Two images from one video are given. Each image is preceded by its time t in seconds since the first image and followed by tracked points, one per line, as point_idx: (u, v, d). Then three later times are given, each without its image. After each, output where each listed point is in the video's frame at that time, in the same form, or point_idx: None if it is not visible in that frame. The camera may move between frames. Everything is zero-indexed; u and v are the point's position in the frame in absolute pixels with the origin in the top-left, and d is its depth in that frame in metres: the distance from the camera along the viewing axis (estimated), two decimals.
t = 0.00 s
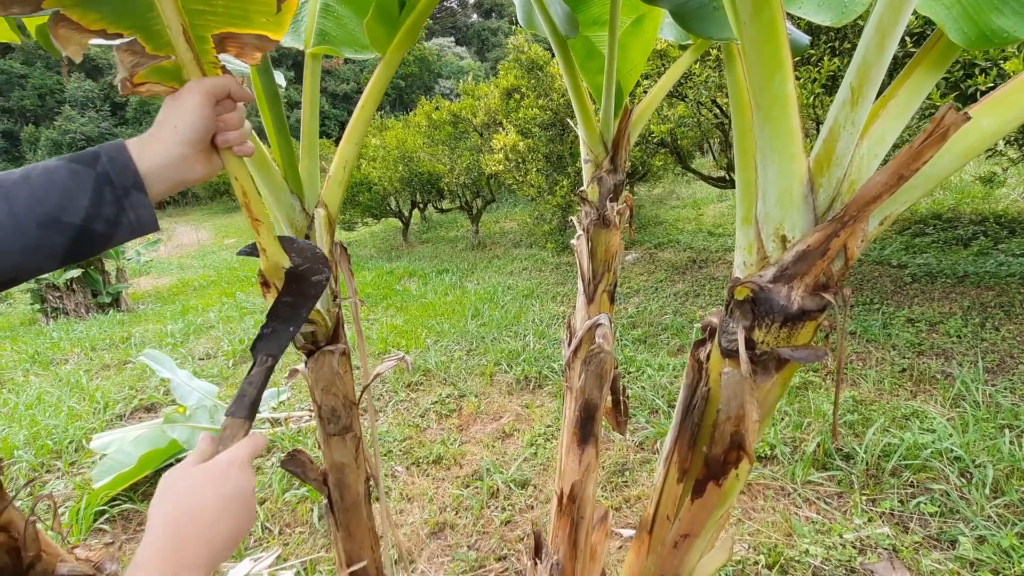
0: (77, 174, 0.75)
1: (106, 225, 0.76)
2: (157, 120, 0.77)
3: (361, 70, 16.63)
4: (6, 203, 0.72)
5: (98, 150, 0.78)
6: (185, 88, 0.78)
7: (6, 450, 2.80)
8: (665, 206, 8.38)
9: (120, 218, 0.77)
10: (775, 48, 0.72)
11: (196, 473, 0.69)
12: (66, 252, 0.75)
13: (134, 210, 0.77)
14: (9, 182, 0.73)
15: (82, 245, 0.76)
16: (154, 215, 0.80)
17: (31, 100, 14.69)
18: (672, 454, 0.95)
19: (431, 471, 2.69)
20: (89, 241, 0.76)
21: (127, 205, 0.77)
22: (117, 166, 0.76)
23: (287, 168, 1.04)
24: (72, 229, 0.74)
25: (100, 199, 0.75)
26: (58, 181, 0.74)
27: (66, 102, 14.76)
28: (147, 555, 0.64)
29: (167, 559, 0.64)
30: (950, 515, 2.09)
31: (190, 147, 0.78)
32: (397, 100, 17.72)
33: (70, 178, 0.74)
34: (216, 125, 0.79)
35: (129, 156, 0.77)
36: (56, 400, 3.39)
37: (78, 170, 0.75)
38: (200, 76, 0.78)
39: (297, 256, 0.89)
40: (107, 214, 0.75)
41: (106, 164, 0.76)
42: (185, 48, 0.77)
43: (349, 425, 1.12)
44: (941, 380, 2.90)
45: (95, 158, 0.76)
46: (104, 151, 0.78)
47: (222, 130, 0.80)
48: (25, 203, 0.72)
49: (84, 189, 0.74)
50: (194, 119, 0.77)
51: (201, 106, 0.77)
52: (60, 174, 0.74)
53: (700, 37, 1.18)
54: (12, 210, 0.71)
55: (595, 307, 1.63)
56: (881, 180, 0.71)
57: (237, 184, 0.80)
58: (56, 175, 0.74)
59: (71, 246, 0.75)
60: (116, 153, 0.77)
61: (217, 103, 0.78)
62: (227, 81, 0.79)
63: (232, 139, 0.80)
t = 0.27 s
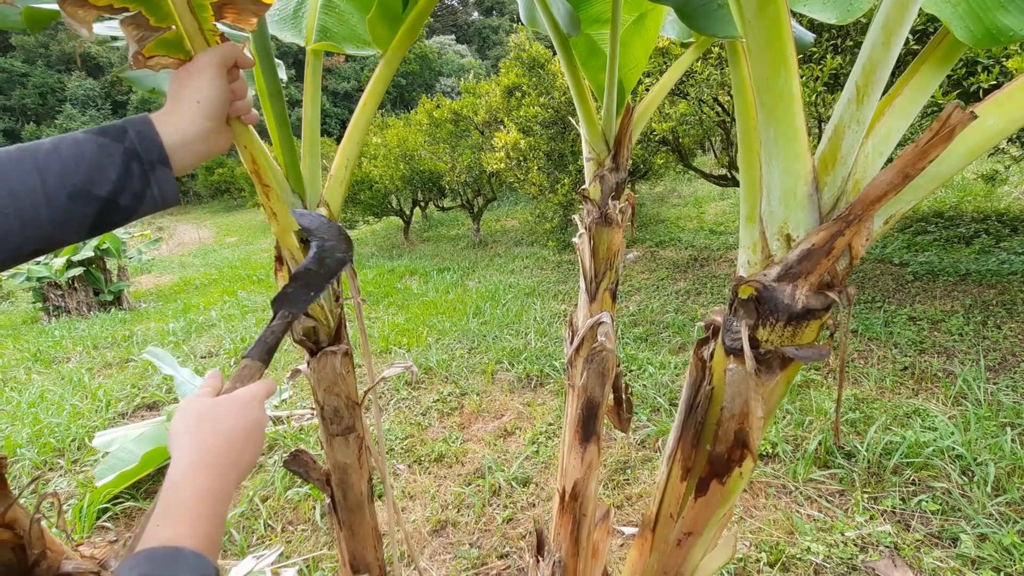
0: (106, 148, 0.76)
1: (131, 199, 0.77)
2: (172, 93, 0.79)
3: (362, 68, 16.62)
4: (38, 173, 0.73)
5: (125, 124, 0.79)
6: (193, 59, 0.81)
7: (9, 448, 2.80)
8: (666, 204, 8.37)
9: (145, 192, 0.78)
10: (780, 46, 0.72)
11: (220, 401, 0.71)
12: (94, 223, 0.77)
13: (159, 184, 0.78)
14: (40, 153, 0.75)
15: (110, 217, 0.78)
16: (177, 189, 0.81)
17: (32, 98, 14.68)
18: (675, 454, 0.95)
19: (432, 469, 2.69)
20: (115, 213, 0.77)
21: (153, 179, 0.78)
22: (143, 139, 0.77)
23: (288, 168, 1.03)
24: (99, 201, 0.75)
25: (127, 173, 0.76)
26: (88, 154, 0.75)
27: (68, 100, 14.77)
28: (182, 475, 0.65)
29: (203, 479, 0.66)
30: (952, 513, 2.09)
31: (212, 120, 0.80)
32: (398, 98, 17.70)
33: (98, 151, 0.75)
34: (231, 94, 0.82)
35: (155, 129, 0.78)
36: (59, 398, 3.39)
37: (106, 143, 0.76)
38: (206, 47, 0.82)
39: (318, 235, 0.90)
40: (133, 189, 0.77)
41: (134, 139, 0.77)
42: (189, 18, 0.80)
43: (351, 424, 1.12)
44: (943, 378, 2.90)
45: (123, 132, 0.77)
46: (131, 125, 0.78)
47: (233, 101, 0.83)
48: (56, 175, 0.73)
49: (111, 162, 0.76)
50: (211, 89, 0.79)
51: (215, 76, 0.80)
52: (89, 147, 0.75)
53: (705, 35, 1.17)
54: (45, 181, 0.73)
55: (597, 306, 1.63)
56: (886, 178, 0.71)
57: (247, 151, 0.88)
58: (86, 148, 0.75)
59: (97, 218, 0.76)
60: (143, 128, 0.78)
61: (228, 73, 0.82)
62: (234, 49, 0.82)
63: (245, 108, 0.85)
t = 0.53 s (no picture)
0: (120, 145, 0.76)
1: (145, 196, 0.78)
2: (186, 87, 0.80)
3: (363, 66, 16.62)
4: (54, 170, 0.73)
5: (138, 121, 0.79)
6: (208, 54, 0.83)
7: (13, 446, 2.82)
8: (668, 202, 8.36)
9: (158, 188, 0.78)
10: (786, 43, 0.72)
11: (283, 406, 0.76)
12: (107, 219, 0.78)
13: (172, 181, 0.79)
14: (55, 149, 0.75)
15: (123, 213, 0.78)
16: (189, 186, 0.82)
17: (35, 97, 14.70)
18: (678, 452, 0.95)
19: (435, 467, 2.70)
20: (128, 210, 0.78)
21: (166, 176, 0.78)
22: (157, 137, 0.78)
23: (292, 167, 1.03)
24: (114, 198, 0.76)
25: (141, 170, 0.77)
26: (102, 150, 0.75)
27: (70, 99, 14.79)
28: (242, 471, 0.69)
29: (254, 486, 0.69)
30: (954, 511, 2.09)
31: (226, 118, 0.81)
32: (399, 96, 17.70)
33: (112, 147, 0.75)
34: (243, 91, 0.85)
35: (169, 127, 0.78)
36: (62, 397, 3.41)
37: (120, 140, 0.76)
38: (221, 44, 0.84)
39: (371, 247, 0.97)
40: (147, 186, 0.77)
41: (147, 136, 0.77)
42: (205, 15, 0.81)
43: (355, 422, 1.12)
44: (946, 376, 2.90)
45: (137, 129, 0.77)
46: (144, 122, 0.79)
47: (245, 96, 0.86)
48: (72, 171, 0.74)
49: (125, 159, 0.76)
50: (227, 88, 0.81)
51: (231, 75, 0.81)
52: (103, 144, 0.75)
53: (709, 33, 1.17)
54: (61, 178, 0.73)
55: (600, 304, 1.63)
56: (891, 176, 0.72)
57: (256, 148, 0.91)
58: (100, 145, 0.75)
59: (112, 214, 0.77)
60: (157, 125, 0.78)
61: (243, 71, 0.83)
62: (249, 48, 0.83)
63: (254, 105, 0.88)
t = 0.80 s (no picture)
0: (103, 135, 0.76)
1: (128, 186, 0.78)
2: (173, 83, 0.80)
3: (365, 65, 16.61)
4: (37, 159, 0.73)
5: (122, 110, 0.78)
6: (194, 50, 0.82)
7: (17, 444, 2.83)
8: (670, 200, 8.35)
9: (141, 179, 0.78)
10: (791, 39, 0.72)
11: (240, 405, 0.72)
12: (92, 208, 0.78)
13: (156, 172, 0.79)
14: (38, 137, 0.75)
15: (107, 202, 0.78)
16: (173, 175, 0.82)
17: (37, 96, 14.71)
18: (683, 449, 0.95)
19: (437, 465, 2.70)
20: (112, 199, 0.78)
21: (149, 167, 0.78)
22: (141, 127, 0.77)
23: (293, 164, 1.02)
24: (95, 188, 0.76)
25: (123, 161, 0.77)
26: (85, 140, 0.75)
27: (72, 98, 14.80)
28: (199, 480, 0.66)
29: (215, 488, 0.66)
30: (958, 509, 2.09)
31: (210, 110, 0.81)
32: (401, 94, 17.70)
33: (95, 137, 0.75)
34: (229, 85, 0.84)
35: (153, 117, 0.78)
36: (66, 395, 3.42)
37: (103, 129, 0.76)
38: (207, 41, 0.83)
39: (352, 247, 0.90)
40: (130, 175, 0.77)
41: (131, 127, 0.77)
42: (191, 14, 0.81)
43: (358, 420, 1.13)
44: (949, 374, 2.89)
45: (120, 119, 0.77)
46: (128, 111, 0.78)
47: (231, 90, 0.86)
48: (55, 160, 0.74)
49: (108, 149, 0.75)
50: (215, 80, 0.81)
51: (219, 67, 0.81)
52: (87, 134, 0.75)
53: (714, 29, 1.17)
54: (43, 166, 0.73)
55: (603, 302, 1.63)
56: (897, 173, 0.71)
57: (242, 143, 0.92)
58: (84, 135, 0.75)
59: (94, 204, 0.77)
60: (141, 116, 0.78)
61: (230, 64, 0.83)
62: (234, 42, 0.83)
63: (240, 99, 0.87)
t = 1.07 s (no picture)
0: (123, 140, 0.76)
1: (148, 191, 0.78)
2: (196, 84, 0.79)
3: (365, 63, 16.62)
4: (56, 165, 0.74)
5: (141, 115, 0.79)
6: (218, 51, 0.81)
7: (20, 442, 2.84)
8: (671, 198, 8.34)
9: (162, 183, 0.79)
10: (798, 38, 0.72)
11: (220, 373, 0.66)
12: (111, 214, 0.78)
13: (176, 176, 0.79)
14: (57, 143, 0.76)
15: (126, 208, 0.79)
16: (192, 180, 0.82)
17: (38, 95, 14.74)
18: (687, 446, 0.95)
19: (439, 463, 2.71)
20: (131, 205, 0.78)
21: (169, 171, 0.79)
22: (161, 131, 0.78)
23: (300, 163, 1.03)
24: (117, 193, 0.76)
25: (144, 165, 0.77)
26: (106, 146, 0.75)
27: (73, 97, 14.82)
28: (175, 457, 0.60)
29: (193, 462, 0.61)
30: (959, 507, 2.09)
31: (233, 113, 0.80)
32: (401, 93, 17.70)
33: (116, 142, 0.76)
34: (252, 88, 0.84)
35: (173, 121, 0.78)
36: (69, 393, 3.43)
37: (123, 135, 0.76)
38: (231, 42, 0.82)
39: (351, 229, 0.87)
40: (150, 180, 0.78)
41: (151, 131, 0.77)
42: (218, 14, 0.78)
43: (363, 418, 1.13)
44: (951, 372, 2.89)
45: (140, 124, 0.78)
46: (148, 116, 0.79)
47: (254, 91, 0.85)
48: (76, 167, 0.74)
49: (129, 154, 0.76)
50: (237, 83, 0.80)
51: (242, 71, 0.81)
52: (107, 140, 0.76)
53: (719, 27, 1.17)
54: (63, 173, 0.74)
55: (605, 301, 1.63)
56: (902, 171, 0.72)
57: (261, 144, 0.91)
58: (103, 140, 0.76)
59: (115, 210, 0.78)
60: (161, 120, 0.78)
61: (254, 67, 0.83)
62: (257, 43, 0.82)
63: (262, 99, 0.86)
